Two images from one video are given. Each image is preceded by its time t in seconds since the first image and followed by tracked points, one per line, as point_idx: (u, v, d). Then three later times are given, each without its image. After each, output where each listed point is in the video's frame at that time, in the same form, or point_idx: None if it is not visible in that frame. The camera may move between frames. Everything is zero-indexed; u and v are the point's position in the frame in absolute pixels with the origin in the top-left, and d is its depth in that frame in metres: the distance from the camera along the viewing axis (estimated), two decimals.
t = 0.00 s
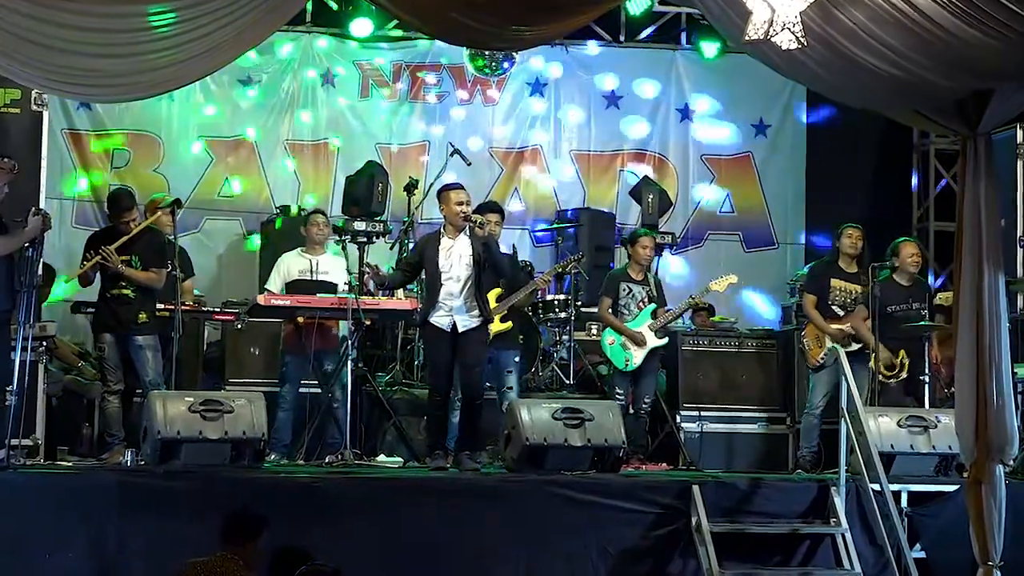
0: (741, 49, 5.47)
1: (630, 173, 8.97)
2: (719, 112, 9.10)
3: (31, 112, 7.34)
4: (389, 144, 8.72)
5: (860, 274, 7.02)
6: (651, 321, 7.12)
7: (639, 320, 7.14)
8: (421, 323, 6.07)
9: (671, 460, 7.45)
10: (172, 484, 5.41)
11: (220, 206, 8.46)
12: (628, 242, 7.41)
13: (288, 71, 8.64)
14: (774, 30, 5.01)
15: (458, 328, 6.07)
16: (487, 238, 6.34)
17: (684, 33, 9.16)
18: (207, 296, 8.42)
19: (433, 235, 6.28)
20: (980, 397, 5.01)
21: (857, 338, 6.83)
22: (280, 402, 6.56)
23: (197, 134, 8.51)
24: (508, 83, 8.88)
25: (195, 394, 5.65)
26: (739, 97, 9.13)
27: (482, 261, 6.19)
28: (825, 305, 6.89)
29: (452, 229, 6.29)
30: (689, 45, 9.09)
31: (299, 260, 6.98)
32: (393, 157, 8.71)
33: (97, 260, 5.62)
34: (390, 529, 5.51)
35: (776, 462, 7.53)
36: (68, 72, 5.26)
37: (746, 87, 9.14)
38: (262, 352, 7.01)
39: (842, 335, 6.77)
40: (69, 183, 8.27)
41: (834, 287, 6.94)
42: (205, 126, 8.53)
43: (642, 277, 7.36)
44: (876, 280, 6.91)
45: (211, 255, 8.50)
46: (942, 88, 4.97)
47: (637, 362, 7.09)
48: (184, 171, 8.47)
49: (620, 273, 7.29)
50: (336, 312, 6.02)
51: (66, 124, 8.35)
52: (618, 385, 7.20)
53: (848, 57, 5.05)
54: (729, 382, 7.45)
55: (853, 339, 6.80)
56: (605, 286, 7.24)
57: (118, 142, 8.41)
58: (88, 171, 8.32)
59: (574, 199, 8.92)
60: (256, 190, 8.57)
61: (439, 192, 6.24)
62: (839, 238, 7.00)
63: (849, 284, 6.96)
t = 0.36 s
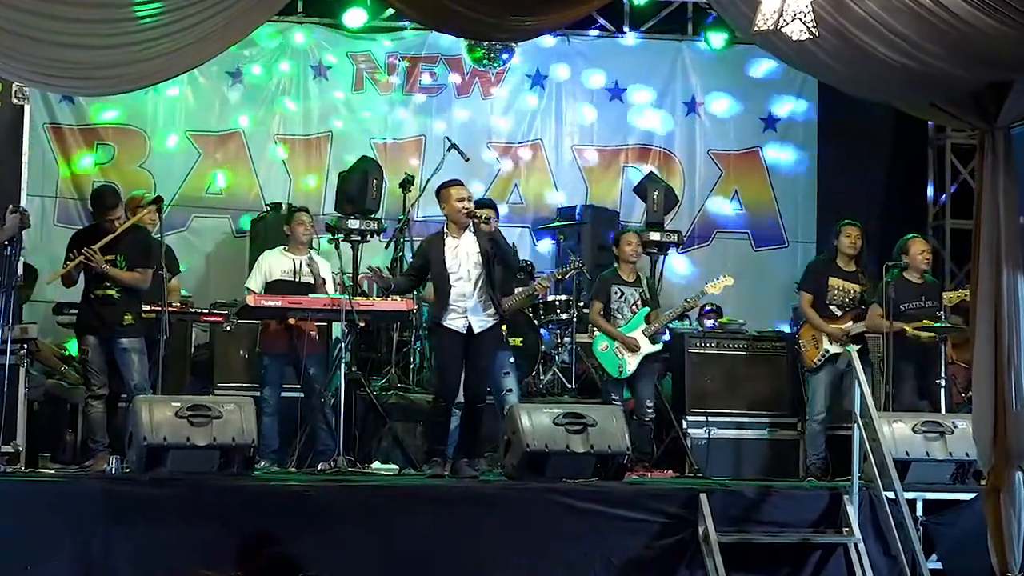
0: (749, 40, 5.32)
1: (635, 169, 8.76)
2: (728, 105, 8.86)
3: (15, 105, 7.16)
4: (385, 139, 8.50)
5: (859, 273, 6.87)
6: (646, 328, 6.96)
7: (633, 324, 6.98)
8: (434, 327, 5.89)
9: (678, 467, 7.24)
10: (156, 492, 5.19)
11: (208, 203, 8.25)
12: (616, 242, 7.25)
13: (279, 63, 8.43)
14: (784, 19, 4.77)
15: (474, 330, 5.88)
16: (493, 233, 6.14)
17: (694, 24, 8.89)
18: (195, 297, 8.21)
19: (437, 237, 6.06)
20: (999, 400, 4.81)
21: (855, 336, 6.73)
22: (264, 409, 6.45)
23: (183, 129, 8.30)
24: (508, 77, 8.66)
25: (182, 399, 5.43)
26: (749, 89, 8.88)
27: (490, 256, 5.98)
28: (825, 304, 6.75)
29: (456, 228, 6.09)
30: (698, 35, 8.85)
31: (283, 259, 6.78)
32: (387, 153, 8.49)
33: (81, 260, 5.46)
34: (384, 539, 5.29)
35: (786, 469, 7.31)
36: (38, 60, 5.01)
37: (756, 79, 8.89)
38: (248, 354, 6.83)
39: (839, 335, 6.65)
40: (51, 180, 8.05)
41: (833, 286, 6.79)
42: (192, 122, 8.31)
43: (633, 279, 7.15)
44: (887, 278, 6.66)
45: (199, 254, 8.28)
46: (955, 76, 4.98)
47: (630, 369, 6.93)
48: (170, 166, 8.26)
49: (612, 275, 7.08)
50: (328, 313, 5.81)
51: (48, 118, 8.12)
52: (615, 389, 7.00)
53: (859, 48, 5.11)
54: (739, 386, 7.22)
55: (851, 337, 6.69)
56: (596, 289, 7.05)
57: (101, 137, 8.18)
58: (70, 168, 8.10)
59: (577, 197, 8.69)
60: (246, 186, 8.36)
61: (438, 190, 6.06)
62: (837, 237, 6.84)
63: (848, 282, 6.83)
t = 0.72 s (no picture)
0: (758, 31, 5.14)
1: (641, 164, 8.53)
2: (736, 97, 8.65)
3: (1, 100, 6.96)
4: (379, 133, 8.31)
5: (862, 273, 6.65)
6: (642, 328, 6.75)
7: (628, 326, 6.78)
8: (438, 330, 5.68)
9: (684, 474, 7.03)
10: (140, 500, 4.98)
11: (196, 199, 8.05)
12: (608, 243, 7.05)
13: (271, 55, 8.23)
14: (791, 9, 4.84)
15: (479, 333, 5.67)
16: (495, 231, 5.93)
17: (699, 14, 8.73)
18: (181, 297, 8.01)
19: (436, 237, 5.83)
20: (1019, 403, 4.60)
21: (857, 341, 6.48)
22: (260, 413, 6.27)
23: (170, 122, 8.10)
24: (508, 68, 8.45)
25: (169, 403, 5.24)
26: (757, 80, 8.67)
27: (491, 255, 5.79)
28: (826, 308, 6.50)
29: (457, 228, 5.88)
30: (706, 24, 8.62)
31: (284, 259, 6.59)
32: (383, 148, 8.30)
33: (64, 259, 5.32)
34: (378, 549, 5.08)
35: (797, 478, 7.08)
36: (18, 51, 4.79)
37: (765, 70, 8.68)
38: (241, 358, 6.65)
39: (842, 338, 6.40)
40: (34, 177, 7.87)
41: (834, 287, 6.55)
42: (178, 115, 8.11)
43: (630, 278, 6.98)
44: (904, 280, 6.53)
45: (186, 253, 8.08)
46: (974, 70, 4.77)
47: (626, 371, 6.73)
48: (158, 162, 8.06)
49: (606, 276, 6.93)
50: (321, 314, 5.60)
51: (29, 113, 7.91)
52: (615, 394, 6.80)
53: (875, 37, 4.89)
54: (746, 390, 7.00)
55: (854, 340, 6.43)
56: (591, 291, 6.90)
57: (84, 131, 7.98)
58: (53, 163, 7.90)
59: (579, 194, 8.49)
60: (235, 183, 8.17)
61: (437, 190, 5.87)
62: (840, 237, 6.61)
63: (850, 284, 6.58)
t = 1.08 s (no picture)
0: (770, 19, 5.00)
1: (645, 158, 8.34)
2: (746, 89, 8.44)
3: None
4: (374, 126, 8.12)
5: (867, 273, 6.42)
6: (641, 331, 6.56)
7: (627, 329, 6.58)
8: (431, 328, 5.47)
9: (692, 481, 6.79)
10: (125, 510, 4.78)
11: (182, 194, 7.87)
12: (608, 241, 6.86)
13: (263, 45, 8.04)
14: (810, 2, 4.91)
15: (473, 333, 5.47)
16: (495, 228, 5.68)
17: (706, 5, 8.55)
18: (169, 296, 7.81)
19: (433, 233, 5.60)
20: None
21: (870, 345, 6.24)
22: (258, 416, 6.06)
23: (156, 115, 7.90)
24: (509, 59, 8.27)
25: (156, 409, 5.03)
26: (766, 70, 8.47)
27: (493, 254, 5.59)
28: (834, 309, 6.27)
29: (456, 222, 5.67)
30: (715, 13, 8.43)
31: (290, 262, 6.36)
32: (377, 142, 8.12)
33: (47, 259, 5.16)
34: (373, 560, 4.88)
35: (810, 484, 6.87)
36: None
37: (775, 62, 8.47)
38: (231, 361, 6.48)
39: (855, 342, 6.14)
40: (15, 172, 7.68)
41: (843, 288, 6.33)
42: (164, 108, 7.92)
43: (630, 278, 6.79)
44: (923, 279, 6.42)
45: (174, 251, 7.88)
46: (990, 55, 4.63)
47: (627, 375, 6.50)
48: (142, 156, 7.87)
49: (605, 276, 6.73)
50: (315, 316, 5.42)
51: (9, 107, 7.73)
52: (618, 399, 6.58)
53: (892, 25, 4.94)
54: (756, 394, 6.81)
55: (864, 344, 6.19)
56: (589, 293, 6.70)
57: (67, 126, 7.80)
58: (36, 159, 7.73)
59: (584, 190, 8.30)
60: (224, 179, 7.97)
61: (439, 182, 5.64)
62: (842, 237, 6.38)
63: (857, 285, 6.34)
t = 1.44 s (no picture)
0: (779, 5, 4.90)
1: (651, 155, 8.17)
2: (753, 83, 8.27)
3: None
4: (370, 121, 7.95)
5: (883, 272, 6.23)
6: (645, 332, 6.35)
7: (631, 329, 6.38)
8: (423, 330, 5.30)
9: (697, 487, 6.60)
10: (108, 519, 4.59)
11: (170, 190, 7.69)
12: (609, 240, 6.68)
13: (255, 35, 7.85)
14: None
15: (467, 336, 5.29)
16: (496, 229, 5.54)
17: None
18: (156, 297, 7.64)
19: (429, 228, 5.39)
20: None
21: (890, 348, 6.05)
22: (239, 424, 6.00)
23: (143, 110, 7.72)
24: (508, 52, 8.08)
25: (143, 413, 4.83)
26: (773, 62, 8.28)
27: (490, 253, 5.41)
28: (850, 310, 6.08)
29: (454, 221, 5.46)
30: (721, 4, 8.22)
31: (267, 258, 6.17)
32: (372, 137, 7.94)
33: (30, 258, 5.01)
34: (369, 571, 4.69)
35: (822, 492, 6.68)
36: (1, 35, 5.22)
37: (782, 55, 8.29)
38: (219, 364, 6.35)
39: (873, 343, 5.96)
40: None
41: (858, 288, 6.13)
42: (152, 102, 7.74)
43: (632, 278, 6.58)
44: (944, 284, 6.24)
45: (162, 250, 7.70)
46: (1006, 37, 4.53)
47: (632, 377, 6.32)
48: (129, 151, 7.69)
49: (607, 276, 6.53)
50: (308, 317, 5.25)
51: None
52: (620, 404, 6.37)
53: (900, 12, 5.48)
54: (766, 399, 6.63)
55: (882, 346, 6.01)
56: (589, 293, 6.50)
57: (50, 120, 7.60)
58: (19, 154, 7.53)
59: (586, 186, 8.13)
60: (216, 175, 7.79)
61: (438, 178, 5.41)
62: (855, 235, 6.20)
63: (874, 285, 6.16)
